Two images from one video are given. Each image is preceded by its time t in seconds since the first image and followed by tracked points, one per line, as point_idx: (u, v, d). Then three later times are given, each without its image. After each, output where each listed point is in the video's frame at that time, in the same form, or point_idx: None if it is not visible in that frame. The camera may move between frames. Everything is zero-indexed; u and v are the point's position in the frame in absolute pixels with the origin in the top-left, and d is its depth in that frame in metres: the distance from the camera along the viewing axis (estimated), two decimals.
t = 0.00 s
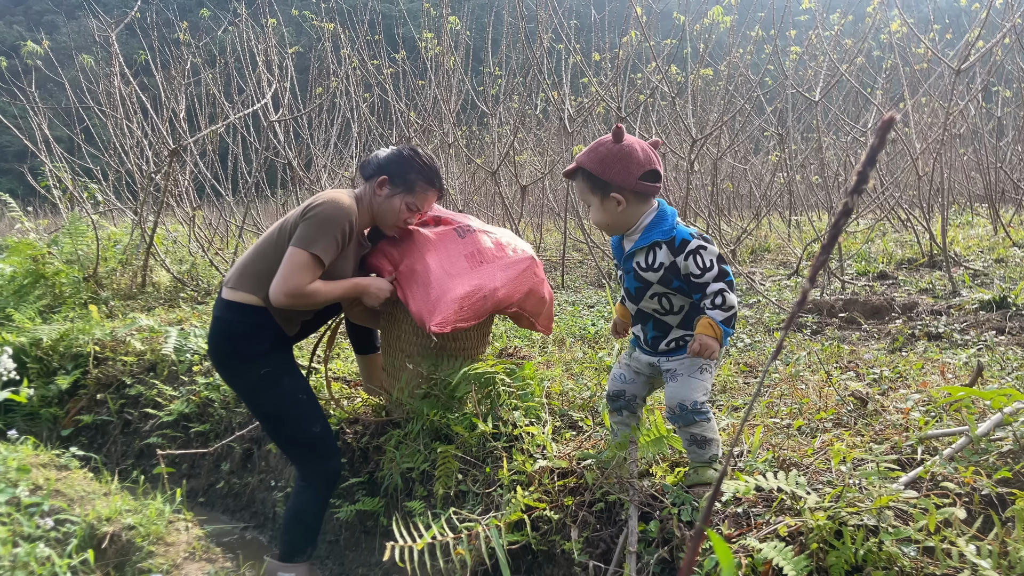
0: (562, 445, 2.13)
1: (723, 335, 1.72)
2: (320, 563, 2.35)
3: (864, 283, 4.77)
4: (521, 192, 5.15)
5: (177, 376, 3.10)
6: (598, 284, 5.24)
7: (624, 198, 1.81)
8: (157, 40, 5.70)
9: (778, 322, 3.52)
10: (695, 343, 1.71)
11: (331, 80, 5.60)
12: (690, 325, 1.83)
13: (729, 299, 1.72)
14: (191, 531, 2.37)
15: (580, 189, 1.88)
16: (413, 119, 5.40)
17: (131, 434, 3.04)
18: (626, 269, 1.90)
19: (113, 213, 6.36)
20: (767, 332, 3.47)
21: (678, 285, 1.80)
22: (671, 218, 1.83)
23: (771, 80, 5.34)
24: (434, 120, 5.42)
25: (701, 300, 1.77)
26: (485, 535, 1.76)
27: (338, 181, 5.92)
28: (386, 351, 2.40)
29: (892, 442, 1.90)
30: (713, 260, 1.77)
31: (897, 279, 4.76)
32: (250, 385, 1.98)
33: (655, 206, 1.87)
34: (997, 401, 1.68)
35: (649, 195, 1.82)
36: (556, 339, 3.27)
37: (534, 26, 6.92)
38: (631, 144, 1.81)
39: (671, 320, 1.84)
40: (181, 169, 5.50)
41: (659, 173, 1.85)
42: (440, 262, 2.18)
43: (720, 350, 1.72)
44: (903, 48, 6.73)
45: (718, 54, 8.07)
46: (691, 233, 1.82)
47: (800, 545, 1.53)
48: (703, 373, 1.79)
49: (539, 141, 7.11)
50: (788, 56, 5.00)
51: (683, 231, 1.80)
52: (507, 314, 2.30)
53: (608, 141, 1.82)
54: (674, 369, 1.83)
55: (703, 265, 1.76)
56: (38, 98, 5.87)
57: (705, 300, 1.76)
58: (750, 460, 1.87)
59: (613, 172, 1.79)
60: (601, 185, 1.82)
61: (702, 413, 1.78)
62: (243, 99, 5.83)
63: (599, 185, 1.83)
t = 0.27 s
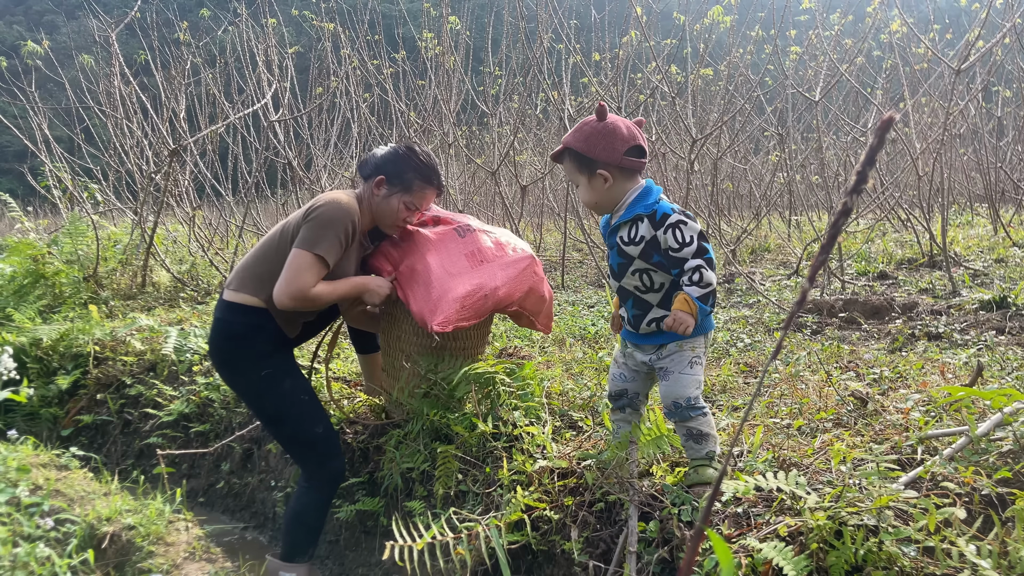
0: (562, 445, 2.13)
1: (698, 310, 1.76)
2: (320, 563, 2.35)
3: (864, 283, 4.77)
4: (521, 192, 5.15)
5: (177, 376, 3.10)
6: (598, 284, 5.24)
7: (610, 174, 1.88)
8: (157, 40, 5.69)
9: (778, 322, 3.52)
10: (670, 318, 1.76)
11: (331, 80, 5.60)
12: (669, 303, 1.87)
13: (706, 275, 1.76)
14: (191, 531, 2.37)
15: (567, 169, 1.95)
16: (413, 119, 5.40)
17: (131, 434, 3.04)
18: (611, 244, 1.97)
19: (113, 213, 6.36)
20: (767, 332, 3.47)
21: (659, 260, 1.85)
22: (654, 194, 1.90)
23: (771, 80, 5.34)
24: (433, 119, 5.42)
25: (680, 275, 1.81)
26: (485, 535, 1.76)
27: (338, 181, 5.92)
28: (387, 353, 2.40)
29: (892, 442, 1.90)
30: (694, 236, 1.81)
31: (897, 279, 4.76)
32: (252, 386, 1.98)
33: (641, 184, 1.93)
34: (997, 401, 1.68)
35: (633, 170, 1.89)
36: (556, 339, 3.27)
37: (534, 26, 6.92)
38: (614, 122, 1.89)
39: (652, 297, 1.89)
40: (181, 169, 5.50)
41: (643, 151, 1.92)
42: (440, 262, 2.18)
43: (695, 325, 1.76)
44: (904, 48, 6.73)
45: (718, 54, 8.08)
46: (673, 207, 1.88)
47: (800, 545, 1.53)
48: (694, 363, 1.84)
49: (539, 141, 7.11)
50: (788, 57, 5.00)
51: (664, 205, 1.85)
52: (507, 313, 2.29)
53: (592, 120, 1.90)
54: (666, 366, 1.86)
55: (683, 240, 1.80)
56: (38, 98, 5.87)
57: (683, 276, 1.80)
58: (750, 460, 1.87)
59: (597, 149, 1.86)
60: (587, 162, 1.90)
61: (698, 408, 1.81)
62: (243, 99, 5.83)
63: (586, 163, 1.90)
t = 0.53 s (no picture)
0: (562, 445, 2.13)
1: (670, 299, 1.76)
2: (320, 563, 2.35)
3: (864, 283, 4.77)
4: (521, 193, 5.15)
5: (177, 376, 3.10)
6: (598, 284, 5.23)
7: (601, 163, 1.90)
8: (158, 40, 5.69)
9: (778, 322, 3.51)
10: (642, 308, 1.77)
11: (331, 79, 5.60)
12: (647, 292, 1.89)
13: (683, 269, 1.76)
14: (191, 531, 2.37)
15: (558, 160, 1.97)
16: (413, 119, 5.40)
17: (131, 434, 3.04)
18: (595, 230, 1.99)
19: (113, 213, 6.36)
20: (767, 332, 3.47)
21: (639, 248, 1.87)
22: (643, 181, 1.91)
23: (771, 80, 5.34)
24: (433, 119, 5.42)
25: (659, 266, 1.82)
26: (484, 535, 1.76)
27: (338, 181, 5.92)
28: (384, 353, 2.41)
29: (892, 442, 1.90)
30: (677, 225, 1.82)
31: (897, 279, 4.76)
32: (258, 387, 1.97)
33: (631, 174, 1.94)
34: (996, 401, 1.68)
35: (624, 158, 1.90)
36: (556, 339, 3.27)
37: (534, 27, 6.92)
38: (604, 112, 1.91)
39: (630, 287, 1.91)
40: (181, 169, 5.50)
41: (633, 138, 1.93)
42: (429, 256, 2.17)
43: (666, 316, 1.76)
44: (903, 48, 6.73)
45: (718, 54, 8.08)
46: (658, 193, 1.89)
47: (800, 544, 1.53)
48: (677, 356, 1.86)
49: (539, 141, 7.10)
50: (788, 57, 5.00)
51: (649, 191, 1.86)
52: (500, 306, 2.27)
53: (581, 111, 1.92)
54: (650, 364, 1.88)
55: (664, 230, 1.81)
56: (38, 98, 5.86)
57: (662, 267, 1.80)
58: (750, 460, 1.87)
59: (588, 139, 1.88)
60: (579, 153, 1.92)
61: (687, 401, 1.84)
62: (243, 99, 5.83)
63: (578, 154, 1.92)
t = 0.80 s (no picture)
0: (562, 445, 2.13)
1: (683, 305, 1.76)
2: (319, 563, 2.34)
3: (864, 283, 4.77)
4: (521, 193, 5.15)
5: (177, 376, 3.10)
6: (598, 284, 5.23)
7: (609, 163, 1.89)
8: (157, 40, 5.69)
9: (778, 322, 3.51)
10: (655, 315, 1.76)
11: (331, 79, 5.60)
12: (653, 297, 1.88)
13: (699, 278, 1.76)
14: (191, 531, 2.37)
15: (564, 161, 1.95)
16: (413, 119, 5.40)
17: (131, 434, 3.04)
18: (602, 232, 1.97)
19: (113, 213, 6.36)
20: (767, 332, 3.47)
21: (648, 251, 1.86)
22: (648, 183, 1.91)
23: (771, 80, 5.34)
24: (433, 120, 5.42)
25: (669, 270, 1.81)
26: (485, 534, 1.76)
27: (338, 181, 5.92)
28: (382, 353, 2.41)
29: (892, 442, 1.90)
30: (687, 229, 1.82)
31: (897, 279, 4.76)
32: (258, 386, 1.96)
33: (638, 175, 1.94)
34: (996, 401, 1.68)
35: (630, 158, 1.89)
36: (556, 339, 3.27)
37: (534, 27, 6.92)
38: (608, 111, 1.90)
39: (636, 290, 1.90)
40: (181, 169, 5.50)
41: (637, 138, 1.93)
42: (427, 259, 2.17)
43: (679, 323, 1.76)
44: (904, 48, 6.72)
45: (718, 54, 8.08)
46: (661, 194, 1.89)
47: (800, 544, 1.53)
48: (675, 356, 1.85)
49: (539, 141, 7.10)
50: (788, 57, 5.00)
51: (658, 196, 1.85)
52: (499, 308, 2.26)
53: (586, 111, 1.91)
54: (643, 364, 1.89)
55: (674, 234, 1.80)
56: (38, 98, 5.86)
57: (673, 272, 1.80)
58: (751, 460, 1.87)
59: (595, 139, 1.86)
60: (585, 153, 1.90)
61: (677, 407, 1.85)
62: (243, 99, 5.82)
63: (585, 154, 1.90)
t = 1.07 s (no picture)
0: (562, 445, 2.13)
1: (700, 312, 1.75)
2: (319, 563, 2.34)
3: (864, 283, 4.77)
4: (521, 193, 5.15)
5: (177, 376, 3.10)
6: (598, 284, 5.23)
7: (625, 158, 1.88)
8: (157, 40, 5.69)
9: (778, 322, 3.52)
10: (670, 324, 1.77)
11: (331, 79, 5.60)
12: (666, 297, 1.87)
13: (712, 285, 1.74)
14: (191, 531, 2.37)
15: (585, 153, 1.97)
16: (413, 119, 5.40)
17: (131, 434, 3.04)
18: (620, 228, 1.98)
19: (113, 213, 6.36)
20: (767, 332, 3.47)
21: (661, 252, 1.84)
22: (672, 176, 1.89)
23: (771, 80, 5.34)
24: (433, 119, 5.42)
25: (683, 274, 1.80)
26: (485, 534, 1.76)
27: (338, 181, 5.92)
28: (382, 353, 2.41)
29: (892, 442, 1.90)
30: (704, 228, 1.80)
31: (897, 279, 4.76)
32: (257, 384, 1.95)
33: (660, 171, 1.90)
34: (996, 401, 1.68)
35: (649, 154, 1.88)
36: (557, 339, 3.26)
37: (534, 27, 6.93)
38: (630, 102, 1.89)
39: (649, 289, 1.90)
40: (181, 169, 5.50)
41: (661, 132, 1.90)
42: (430, 259, 2.17)
43: (695, 331, 1.77)
44: (904, 48, 6.72)
45: (718, 54, 8.08)
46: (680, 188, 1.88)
47: (800, 544, 1.53)
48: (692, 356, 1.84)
49: (539, 141, 7.10)
50: (788, 56, 5.00)
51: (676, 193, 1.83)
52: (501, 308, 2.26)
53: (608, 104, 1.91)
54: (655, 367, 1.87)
55: (692, 236, 1.78)
56: (38, 98, 5.86)
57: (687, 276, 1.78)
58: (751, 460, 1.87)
59: (611, 133, 1.86)
60: (603, 147, 1.90)
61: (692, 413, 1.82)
62: (243, 99, 5.82)
63: (602, 148, 1.91)
